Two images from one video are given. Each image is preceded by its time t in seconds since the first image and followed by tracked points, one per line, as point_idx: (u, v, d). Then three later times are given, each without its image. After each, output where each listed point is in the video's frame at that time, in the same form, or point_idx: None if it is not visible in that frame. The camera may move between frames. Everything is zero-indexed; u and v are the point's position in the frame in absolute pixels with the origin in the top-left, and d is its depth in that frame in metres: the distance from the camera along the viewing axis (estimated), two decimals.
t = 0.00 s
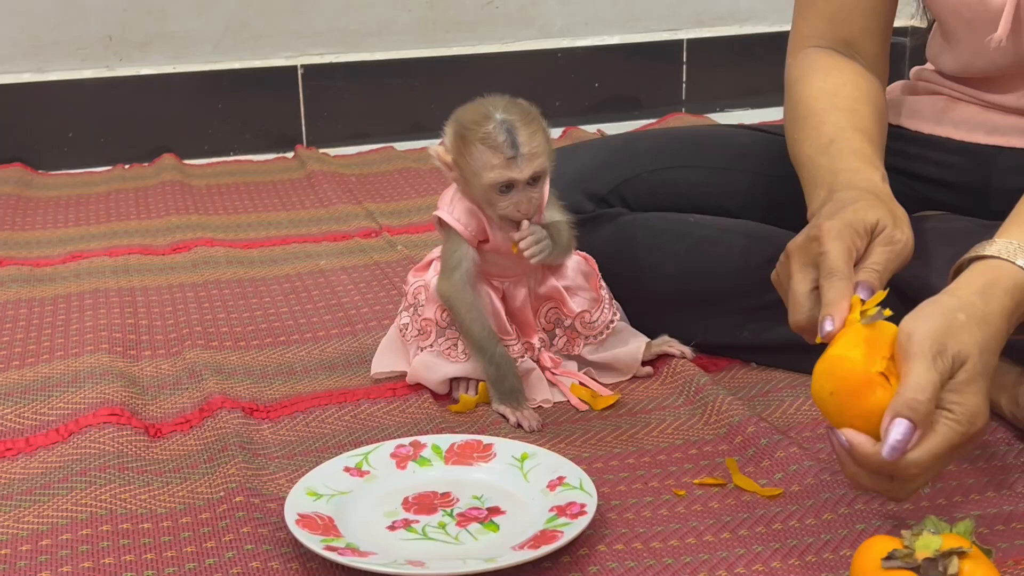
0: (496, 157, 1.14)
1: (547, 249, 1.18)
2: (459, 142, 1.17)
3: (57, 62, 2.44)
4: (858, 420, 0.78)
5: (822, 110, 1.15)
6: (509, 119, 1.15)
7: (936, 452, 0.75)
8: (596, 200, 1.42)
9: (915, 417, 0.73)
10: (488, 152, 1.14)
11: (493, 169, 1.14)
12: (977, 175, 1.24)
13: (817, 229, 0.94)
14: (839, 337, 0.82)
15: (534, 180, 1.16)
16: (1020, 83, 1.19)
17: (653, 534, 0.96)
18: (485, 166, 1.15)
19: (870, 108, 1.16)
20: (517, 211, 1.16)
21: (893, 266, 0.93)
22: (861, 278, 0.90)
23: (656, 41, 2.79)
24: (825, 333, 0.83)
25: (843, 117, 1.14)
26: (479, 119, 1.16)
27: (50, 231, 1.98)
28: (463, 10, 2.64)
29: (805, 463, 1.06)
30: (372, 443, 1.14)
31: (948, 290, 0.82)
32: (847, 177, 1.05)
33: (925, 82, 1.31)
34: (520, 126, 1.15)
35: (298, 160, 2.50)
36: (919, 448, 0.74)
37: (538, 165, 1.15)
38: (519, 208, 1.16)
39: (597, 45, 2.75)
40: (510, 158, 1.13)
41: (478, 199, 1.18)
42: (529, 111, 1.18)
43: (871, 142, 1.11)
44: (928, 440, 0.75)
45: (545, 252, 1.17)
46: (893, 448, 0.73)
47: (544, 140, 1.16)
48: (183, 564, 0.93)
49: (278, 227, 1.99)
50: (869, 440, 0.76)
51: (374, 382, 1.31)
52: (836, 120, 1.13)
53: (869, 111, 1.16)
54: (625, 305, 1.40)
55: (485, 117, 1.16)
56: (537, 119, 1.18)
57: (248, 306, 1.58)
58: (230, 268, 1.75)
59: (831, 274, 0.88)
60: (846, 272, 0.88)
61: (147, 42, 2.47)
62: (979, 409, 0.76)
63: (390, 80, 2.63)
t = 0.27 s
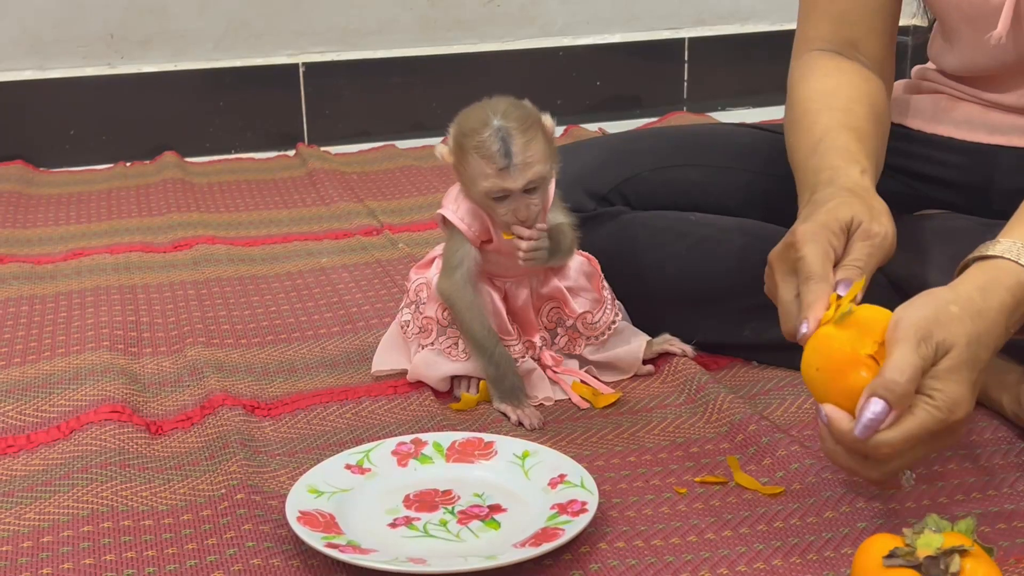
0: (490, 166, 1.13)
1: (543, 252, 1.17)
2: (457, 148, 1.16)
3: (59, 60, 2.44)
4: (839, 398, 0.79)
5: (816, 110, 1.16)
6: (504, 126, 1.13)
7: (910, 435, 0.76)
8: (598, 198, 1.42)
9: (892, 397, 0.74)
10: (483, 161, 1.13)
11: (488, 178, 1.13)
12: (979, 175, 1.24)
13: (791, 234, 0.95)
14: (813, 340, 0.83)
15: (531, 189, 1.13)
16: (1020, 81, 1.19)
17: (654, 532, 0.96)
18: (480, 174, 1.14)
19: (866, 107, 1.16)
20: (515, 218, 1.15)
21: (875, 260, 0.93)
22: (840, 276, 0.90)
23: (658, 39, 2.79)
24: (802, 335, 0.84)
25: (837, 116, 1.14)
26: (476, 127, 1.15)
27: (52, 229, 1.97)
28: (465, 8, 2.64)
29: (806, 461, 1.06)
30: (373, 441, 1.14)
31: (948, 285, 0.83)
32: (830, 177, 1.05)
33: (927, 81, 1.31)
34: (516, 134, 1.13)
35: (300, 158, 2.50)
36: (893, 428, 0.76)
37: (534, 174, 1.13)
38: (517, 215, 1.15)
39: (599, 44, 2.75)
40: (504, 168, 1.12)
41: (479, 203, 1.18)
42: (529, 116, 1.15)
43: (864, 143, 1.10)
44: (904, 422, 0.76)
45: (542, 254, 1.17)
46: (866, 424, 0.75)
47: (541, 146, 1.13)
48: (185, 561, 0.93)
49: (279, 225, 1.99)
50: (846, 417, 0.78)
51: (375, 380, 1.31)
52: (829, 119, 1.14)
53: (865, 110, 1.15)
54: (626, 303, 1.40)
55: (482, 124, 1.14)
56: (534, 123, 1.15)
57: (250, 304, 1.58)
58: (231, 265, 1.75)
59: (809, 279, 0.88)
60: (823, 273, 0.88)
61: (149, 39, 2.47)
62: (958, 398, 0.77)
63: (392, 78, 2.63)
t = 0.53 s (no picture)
0: (475, 154, 1.12)
1: (524, 245, 1.15)
2: (456, 132, 1.17)
3: (61, 58, 2.44)
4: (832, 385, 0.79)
5: (818, 118, 1.15)
6: (502, 120, 1.13)
7: (895, 423, 0.76)
8: (599, 195, 1.42)
9: (878, 384, 0.74)
10: (471, 148, 1.13)
11: (471, 165, 1.13)
12: (980, 174, 1.24)
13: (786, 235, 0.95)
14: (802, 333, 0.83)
15: (512, 186, 1.13)
16: (1018, 79, 1.19)
17: (656, 528, 0.96)
18: (466, 160, 1.14)
19: (867, 116, 1.15)
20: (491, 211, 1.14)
21: (869, 262, 0.93)
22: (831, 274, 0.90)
23: (659, 38, 2.79)
24: (790, 329, 0.84)
25: (839, 125, 1.14)
26: (480, 116, 1.15)
27: (53, 226, 1.98)
28: (467, 6, 2.64)
29: (807, 458, 1.06)
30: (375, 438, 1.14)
31: (948, 280, 0.83)
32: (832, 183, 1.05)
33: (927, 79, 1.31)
34: (509, 130, 1.12)
35: (302, 156, 2.51)
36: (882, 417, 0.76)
37: (514, 172, 1.12)
38: (494, 209, 1.14)
39: (600, 42, 2.75)
40: (488, 158, 1.12)
41: (465, 193, 1.18)
42: (532, 119, 1.15)
43: (864, 151, 1.10)
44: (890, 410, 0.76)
45: (524, 246, 1.15)
46: (852, 410, 0.75)
47: (532, 148, 1.13)
48: (187, 556, 0.93)
49: (281, 222, 1.99)
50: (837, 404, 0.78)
51: (377, 377, 1.32)
52: (832, 127, 1.13)
53: (866, 118, 1.15)
54: (628, 300, 1.40)
55: (483, 114, 1.15)
56: (533, 124, 1.15)
57: (252, 300, 1.58)
58: (233, 263, 1.75)
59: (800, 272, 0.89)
60: (812, 267, 0.89)
61: (151, 37, 2.47)
62: (945, 391, 0.77)
63: (394, 77, 2.63)
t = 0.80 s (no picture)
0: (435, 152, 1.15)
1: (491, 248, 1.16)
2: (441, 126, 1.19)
3: (62, 56, 2.44)
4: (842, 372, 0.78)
5: (799, 135, 1.15)
6: (468, 123, 1.14)
7: (904, 422, 0.76)
8: (600, 193, 1.42)
9: (898, 384, 0.74)
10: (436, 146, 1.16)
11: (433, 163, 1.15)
12: (981, 173, 1.24)
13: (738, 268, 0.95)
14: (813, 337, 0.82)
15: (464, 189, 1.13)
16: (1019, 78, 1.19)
17: (656, 527, 0.96)
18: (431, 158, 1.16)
19: (839, 139, 1.15)
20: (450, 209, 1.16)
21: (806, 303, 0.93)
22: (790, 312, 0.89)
23: (660, 36, 2.79)
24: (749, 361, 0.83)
25: (814, 147, 1.13)
26: (461, 117, 1.17)
27: (53, 224, 1.97)
28: (468, 4, 2.64)
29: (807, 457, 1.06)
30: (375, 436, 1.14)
31: (968, 280, 0.82)
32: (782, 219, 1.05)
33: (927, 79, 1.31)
34: (467, 134, 1.13)
35: (302, 154, 2.50)
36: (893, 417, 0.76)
37: (461, 176, 1.12)
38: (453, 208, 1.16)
39: (601, 40, 2.75)
40: (443, 159, 1.13)
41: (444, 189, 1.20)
42: (501, 124, 1.14)
43: (824, 182, 1.10)
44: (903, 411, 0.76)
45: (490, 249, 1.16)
46: (871, 408, 0.74)
47: (483, 155, 1.12)
48: (187, 555, 0.93)
49: (281, 221, 1.99)
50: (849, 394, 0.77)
51: (377, 375, 1.31)
52: (797, 151, 1.13)
53: (836, 140, 1.15)
54: (628, 299, 1.40)
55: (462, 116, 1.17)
56: (501, 133, 1.14)
57: (252, 299, 1.58)
58: (233, 261, 1.75)
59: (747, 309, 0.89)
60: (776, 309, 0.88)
61: (152, 35, 2.48)
62: (959, 398, 0.78)
63: (395, 75, 2.63)
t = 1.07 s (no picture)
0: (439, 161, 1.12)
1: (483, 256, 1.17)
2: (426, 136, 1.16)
3: (62, 55, 2.44)
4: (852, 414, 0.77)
5: (818, 119, 1.15)
6: (468, 126, 1.12)
7: (920, 468, 0.76)
8: (600, 193, 1.41)
9: (915, 437, 0.73)
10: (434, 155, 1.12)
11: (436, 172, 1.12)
12: (980, 173, 1.24)
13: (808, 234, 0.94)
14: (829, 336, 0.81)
15: (477, 194, 1.12)
16: (1017, 78, 1.18)
17: (654, 527, 0.96)
18: (431, 167, 1.13)
19: (868, 118, 1.15)
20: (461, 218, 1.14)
21: (894, 254, 0.91)
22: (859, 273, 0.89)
23: (660, 36, 2.79)
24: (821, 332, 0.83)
25: (839, 126, 1.13)
26: (448, 122, 1.14)
27: (53, 224, 1.97)
28: (468, 4, 2.64)
29: (806, 457, 1.06)
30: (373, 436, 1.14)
31: (969, 308, 0.81)
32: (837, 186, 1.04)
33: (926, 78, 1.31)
34: (473, 138, 1.11)
35: (302, 153, 2.50)
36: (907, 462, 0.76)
37: (477, 181, 1.11)
38: (464, 215, 1.14)
39: (601, 40, 2.74)
40: (451, 166, 1.11)
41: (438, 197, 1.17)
42: (499, 123, 1.14)
43: (868, 154, 1.10)
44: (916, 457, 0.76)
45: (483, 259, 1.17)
46: (886, 462, 0.73)
47: (495, 156, 1.11)
48: (185, 555, 0.93)
49: (281, 220, 1.99)
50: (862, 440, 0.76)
51: (376, 375, 1.31)
52: (834, 129, 1.13)
53: (866, 121, 1.15)
54: (628, 298, 1.40)
55: (452, 121, 1.14)
56: (501, 130, 1.13)
57: (251, 299, 1.58)
58: (232, 261, 1.75)
59: (827, 277, 0.88)
60: (842, 271, 0.88)
61: (152, 35, 2.48)
62: (971, 435, 0.78)
63: (395, 75, 2.63)
